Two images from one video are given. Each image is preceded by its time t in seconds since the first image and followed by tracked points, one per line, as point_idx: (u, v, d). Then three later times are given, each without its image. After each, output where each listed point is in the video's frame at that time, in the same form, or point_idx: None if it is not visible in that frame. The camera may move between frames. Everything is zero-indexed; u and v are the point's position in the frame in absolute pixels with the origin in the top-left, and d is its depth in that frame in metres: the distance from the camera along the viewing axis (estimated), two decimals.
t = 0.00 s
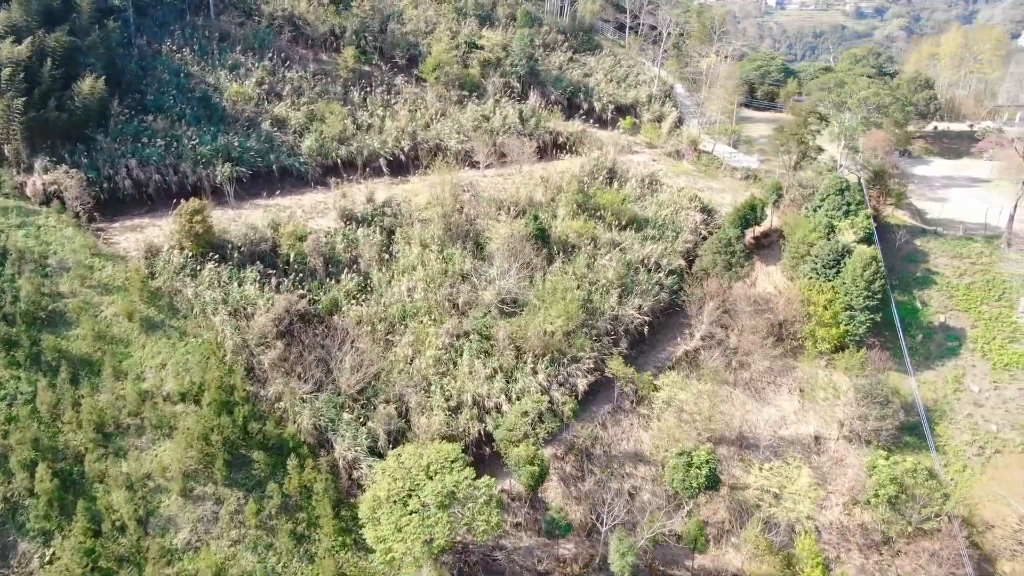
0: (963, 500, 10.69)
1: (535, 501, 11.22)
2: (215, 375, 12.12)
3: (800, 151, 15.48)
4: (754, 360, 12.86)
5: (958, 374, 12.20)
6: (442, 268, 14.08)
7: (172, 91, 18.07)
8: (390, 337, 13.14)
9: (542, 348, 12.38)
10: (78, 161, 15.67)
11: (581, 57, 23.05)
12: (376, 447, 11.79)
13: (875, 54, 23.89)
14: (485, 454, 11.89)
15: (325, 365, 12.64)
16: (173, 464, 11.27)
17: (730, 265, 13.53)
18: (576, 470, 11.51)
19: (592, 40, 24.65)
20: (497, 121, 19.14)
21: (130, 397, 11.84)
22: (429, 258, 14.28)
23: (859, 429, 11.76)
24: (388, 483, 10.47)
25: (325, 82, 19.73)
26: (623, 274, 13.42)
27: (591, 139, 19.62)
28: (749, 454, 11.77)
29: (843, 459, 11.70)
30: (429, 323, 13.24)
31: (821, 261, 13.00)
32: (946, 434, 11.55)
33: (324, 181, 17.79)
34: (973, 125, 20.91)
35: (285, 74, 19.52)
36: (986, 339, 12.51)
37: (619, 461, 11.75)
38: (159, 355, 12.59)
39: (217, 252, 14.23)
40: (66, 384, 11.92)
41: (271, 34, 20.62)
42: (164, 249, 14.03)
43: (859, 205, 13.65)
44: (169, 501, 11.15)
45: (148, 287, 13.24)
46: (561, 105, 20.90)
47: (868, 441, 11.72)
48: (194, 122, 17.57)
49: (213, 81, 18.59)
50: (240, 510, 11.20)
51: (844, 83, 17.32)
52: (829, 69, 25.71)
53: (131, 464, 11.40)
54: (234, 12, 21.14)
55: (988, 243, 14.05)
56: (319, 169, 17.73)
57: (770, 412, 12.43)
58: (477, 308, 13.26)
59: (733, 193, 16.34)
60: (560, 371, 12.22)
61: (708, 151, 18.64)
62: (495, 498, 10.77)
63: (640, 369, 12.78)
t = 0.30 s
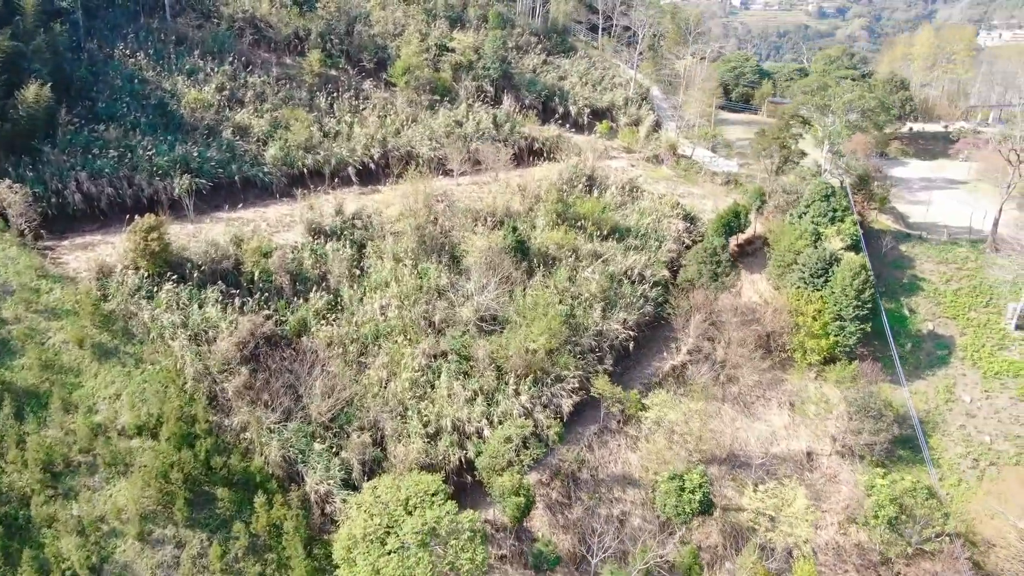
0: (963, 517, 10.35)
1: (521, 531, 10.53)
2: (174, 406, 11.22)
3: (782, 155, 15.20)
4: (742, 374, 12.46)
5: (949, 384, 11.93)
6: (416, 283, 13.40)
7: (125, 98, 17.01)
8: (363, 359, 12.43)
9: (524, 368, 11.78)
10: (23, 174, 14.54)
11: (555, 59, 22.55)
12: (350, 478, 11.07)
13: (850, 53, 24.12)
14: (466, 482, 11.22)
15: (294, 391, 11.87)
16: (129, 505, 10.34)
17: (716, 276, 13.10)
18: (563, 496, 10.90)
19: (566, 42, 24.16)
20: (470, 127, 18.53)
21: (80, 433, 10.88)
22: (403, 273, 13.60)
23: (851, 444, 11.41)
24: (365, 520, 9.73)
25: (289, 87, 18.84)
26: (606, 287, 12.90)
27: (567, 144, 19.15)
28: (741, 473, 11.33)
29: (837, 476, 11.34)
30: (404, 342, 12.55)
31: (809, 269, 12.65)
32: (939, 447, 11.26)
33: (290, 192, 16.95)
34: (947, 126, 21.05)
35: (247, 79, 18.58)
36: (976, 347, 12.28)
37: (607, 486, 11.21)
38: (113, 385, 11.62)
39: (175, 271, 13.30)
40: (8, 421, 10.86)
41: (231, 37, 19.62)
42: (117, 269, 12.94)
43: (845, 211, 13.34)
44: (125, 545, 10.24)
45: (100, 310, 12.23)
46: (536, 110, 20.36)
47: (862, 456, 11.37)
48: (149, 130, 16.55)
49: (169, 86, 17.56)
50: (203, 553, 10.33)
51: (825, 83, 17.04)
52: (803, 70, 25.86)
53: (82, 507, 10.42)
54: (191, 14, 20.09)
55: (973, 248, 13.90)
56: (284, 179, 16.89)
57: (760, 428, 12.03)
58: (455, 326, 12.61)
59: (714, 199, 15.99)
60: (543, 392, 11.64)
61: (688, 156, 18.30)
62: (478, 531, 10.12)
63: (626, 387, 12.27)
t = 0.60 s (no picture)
0: (964, 534, 9.99)
1: (506, 566, 9.95)
2: (128, 442, 10.32)
3: (765, 160, 14.87)
4: (732, 389, 12.04)
5: (941, 394, 11.65)
6: (390, 301, 12.69)
7: (74, 106, 15.92)
8: (334, 385, 11.68)
9: (507, 390, 11.18)
10: None
11: (529, 62, 22.02)
12: (322, 515, 10.33)
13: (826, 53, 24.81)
14: (448, 515, 10.57)
15: (262, 421, 11.09)
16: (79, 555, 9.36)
17: (702, 288, 12.65)
18: (550, 526, 10.30)
19: (539, 44, 23.64)
20: (443, 133, 17.89)
21: (25, 476, 9.86)
22: (376, 291, 12.88)
23: (845, 460, 11.04)
24: (340, 563, 9.05)
25: (252, 93, 17.93)
26: (589, 301, 12.36)
27: (544, 150, 18.66)
28: (733, 495, 10.88)
29: (831, 494, 10.95)
30: (379, 365, 11.84)
31: (797, 278, 12.30)
32: (934, 461, 10.94)
33: (253, 205, 16.10)
34: (921, 127, 21.22)
35: (206, 85, 17.61)
36: (966, 356, 12.04)
37: (595, 512, 10.65)
38: (63, 421, 10.66)
39: (130, 293, 12.34)
40: None
41: (188, 41, 18.61)
42: (65, 292, 11.94)
43: (832, 218, 13.05)
44: None
45: (47, 338, 11.24)
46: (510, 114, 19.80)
47: (857, 472, 10.99)
48: (101, 141, 15.51)
49: (122, 93, 16.52)
50: None
51: (809, 86, 16.76)
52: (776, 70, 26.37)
53: (27, 558, 9.40)
54: (146, 17, 19.03)
55: (958, 253, 13.73)
56: (248, 191, 16.02)
57: (751, 445, 11.61)
58: (432, 346, 11.94)
59: (695, 205, 15.64)
60: (527, 415, 11.05)
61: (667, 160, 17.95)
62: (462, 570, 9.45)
63: (613, 407, 11.74)
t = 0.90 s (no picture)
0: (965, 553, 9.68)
1: None
2: (78, 486, 9.20)
3: (748, 165, 14.54)
4: (722, 406, 11.61)
5: (934, 406, 11.38)
6: (362, 321, 11.95)
7: (18, 115, 14.77)
8: (305, 414, 10.92)
9: (489, 416, 10.58)
10: None
11: (501, 65, 21.49)
12: (294, 558, 9.58)
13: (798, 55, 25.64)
14: (429, 551, 9.92)
15: (227, 457, 10.29)
16: None
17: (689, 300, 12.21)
18: (538, 561, 9.70)
19: (512, 47, 23.09)
20: (415, 140, 17.20)
21: None
22: (348, 310, 12.13)
23: (841, 478, 10.67)
24: None
25: (212, 100, 16.97)
26: (574, 317, 11.80)
27: (520, 156, 18.16)
28: (728, 518, 10.43)
29: (827, 514, 10.58)
30: (352, 391, 11.11)
31: (786, 289, 11.95)
32: (931, 476, 10.63)
33: (215, 219, 15.21)
34: (898, 127, 21.27)
35: (163, 92, 16.60)
36: (957, 365, 11.79)
37: (585, 543, 10.10)
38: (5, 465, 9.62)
39: (79, 320, 11.28)
40: None
41: (142, 45, 17.54)
42: (7, 321, 10.91)
43: (819, 225, 12.76)
44: None
45: None
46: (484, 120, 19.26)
47: (853, 491, 10.62)
48: (47, 152, 14.40)
49: (71, 102, 15.44)
50: None
51: (789, 89, 16.52)
52: (751, 71, 26.51)
53: None
54: (96, 20, 17.93)
55: (945, 259, 13.52)
56: (208, 205, 15.10)
57: (743, 464, 11.18)
58: (409, 370, 11.25)
59: (676, 213, 15.43)
60: (512, 442, 10.45)
61: (646, 166, 17.69)
62: None
63: (601, 429, 11.19)
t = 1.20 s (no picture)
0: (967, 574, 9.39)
1: None
2: (22, 538, 7.95)
3: (730, 172, 14.19)
4: (714, 424, 11.17)
5: (927, 418, 11.11)
6: (334, 344, 11.22)
7: None
8: (272, 449, 10.09)
9: (472, 445, 9.96)
10: None
11: (473, 69, 20.95)
12: None
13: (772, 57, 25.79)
14: None
15: (188, 500, 9.32)
16: None
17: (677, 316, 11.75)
18: None
19: (484, 49, 22.48)
20: (385, 147, 16.49)
21: None
22: (318, 333, 11.37)
23: (837, 497, 10.32)
24: None
25: (168, 108, 15.96)
26: (558, 335, 11.23)
27: (495, 163, 17.62)
28: (725, 544, 9.94)
29: (824, 536, 10.20)
30: (324, 422, 10.36)
31: (777, 301, 11.56)
32: (928, 492, 10.32)
33: (172, 236, 14.22)
34: (873, 128, 21.29)
35: (115, 99, 15.51)
36: (949, 375, 11.55)
37: None
38: None
39: (20, 352, 10.15)
40: None
41: (92, 49, 16.39)
42: None
43: (807, 233, 12.46)
44: None
45: None
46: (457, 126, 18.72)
47: (849, 510, 10.28)
48: None
49: (13, 111, 14.26)
50: None
51: (772, 92, 16.18)
52: (726, 72, 26.49)
53: None
54: (41, 23, 16.72)
55: (932, 264, 13.32)
56: (165, 220, 14.10)
57: (737, 485, 10.75)
58: (385, 399, 10.59)
59: (658, 220, 15.11)
60: (496, 472, 9.87)
61: (626, 172, 17.39)
62: None
63: (589, 454, 10.63)
